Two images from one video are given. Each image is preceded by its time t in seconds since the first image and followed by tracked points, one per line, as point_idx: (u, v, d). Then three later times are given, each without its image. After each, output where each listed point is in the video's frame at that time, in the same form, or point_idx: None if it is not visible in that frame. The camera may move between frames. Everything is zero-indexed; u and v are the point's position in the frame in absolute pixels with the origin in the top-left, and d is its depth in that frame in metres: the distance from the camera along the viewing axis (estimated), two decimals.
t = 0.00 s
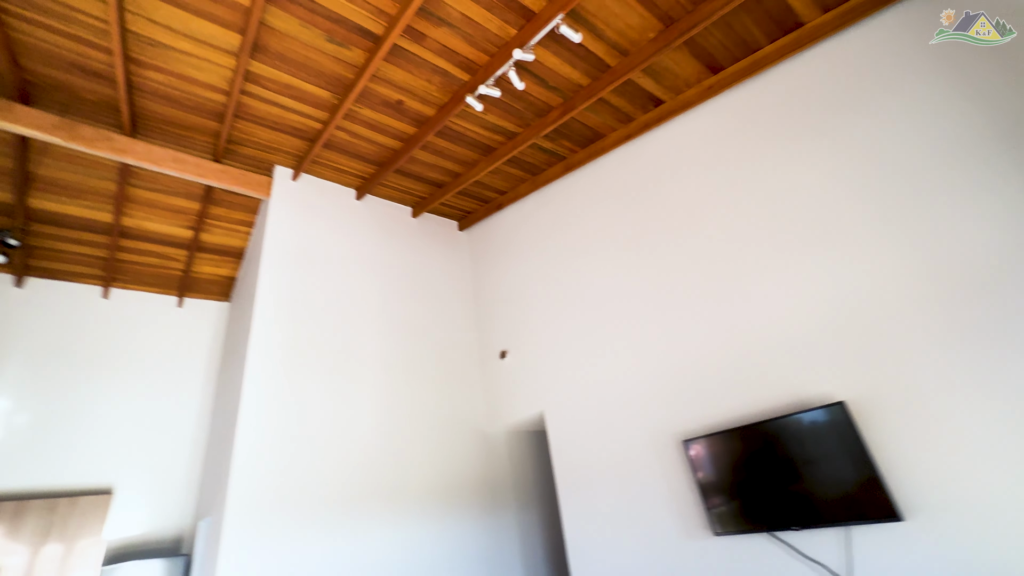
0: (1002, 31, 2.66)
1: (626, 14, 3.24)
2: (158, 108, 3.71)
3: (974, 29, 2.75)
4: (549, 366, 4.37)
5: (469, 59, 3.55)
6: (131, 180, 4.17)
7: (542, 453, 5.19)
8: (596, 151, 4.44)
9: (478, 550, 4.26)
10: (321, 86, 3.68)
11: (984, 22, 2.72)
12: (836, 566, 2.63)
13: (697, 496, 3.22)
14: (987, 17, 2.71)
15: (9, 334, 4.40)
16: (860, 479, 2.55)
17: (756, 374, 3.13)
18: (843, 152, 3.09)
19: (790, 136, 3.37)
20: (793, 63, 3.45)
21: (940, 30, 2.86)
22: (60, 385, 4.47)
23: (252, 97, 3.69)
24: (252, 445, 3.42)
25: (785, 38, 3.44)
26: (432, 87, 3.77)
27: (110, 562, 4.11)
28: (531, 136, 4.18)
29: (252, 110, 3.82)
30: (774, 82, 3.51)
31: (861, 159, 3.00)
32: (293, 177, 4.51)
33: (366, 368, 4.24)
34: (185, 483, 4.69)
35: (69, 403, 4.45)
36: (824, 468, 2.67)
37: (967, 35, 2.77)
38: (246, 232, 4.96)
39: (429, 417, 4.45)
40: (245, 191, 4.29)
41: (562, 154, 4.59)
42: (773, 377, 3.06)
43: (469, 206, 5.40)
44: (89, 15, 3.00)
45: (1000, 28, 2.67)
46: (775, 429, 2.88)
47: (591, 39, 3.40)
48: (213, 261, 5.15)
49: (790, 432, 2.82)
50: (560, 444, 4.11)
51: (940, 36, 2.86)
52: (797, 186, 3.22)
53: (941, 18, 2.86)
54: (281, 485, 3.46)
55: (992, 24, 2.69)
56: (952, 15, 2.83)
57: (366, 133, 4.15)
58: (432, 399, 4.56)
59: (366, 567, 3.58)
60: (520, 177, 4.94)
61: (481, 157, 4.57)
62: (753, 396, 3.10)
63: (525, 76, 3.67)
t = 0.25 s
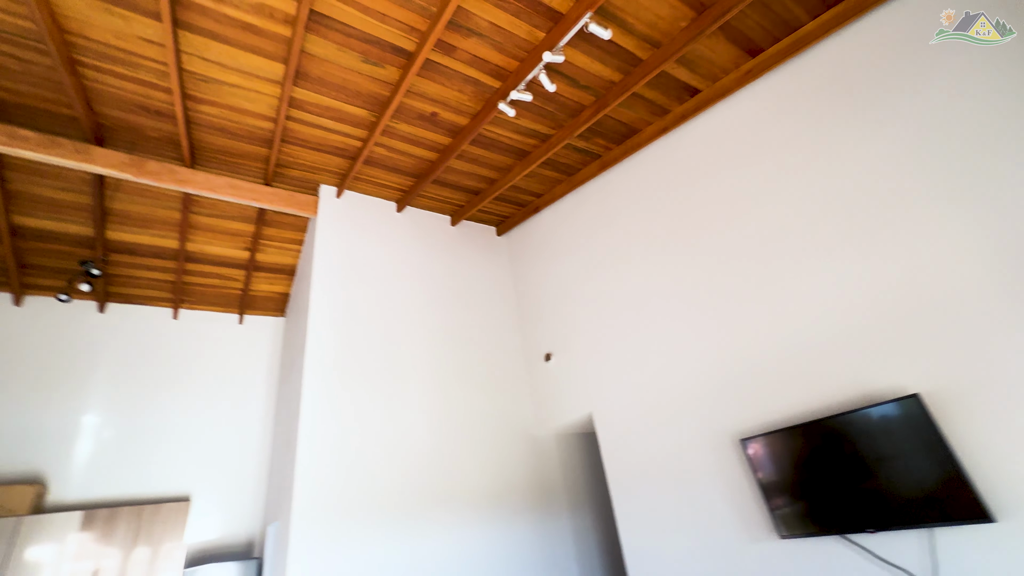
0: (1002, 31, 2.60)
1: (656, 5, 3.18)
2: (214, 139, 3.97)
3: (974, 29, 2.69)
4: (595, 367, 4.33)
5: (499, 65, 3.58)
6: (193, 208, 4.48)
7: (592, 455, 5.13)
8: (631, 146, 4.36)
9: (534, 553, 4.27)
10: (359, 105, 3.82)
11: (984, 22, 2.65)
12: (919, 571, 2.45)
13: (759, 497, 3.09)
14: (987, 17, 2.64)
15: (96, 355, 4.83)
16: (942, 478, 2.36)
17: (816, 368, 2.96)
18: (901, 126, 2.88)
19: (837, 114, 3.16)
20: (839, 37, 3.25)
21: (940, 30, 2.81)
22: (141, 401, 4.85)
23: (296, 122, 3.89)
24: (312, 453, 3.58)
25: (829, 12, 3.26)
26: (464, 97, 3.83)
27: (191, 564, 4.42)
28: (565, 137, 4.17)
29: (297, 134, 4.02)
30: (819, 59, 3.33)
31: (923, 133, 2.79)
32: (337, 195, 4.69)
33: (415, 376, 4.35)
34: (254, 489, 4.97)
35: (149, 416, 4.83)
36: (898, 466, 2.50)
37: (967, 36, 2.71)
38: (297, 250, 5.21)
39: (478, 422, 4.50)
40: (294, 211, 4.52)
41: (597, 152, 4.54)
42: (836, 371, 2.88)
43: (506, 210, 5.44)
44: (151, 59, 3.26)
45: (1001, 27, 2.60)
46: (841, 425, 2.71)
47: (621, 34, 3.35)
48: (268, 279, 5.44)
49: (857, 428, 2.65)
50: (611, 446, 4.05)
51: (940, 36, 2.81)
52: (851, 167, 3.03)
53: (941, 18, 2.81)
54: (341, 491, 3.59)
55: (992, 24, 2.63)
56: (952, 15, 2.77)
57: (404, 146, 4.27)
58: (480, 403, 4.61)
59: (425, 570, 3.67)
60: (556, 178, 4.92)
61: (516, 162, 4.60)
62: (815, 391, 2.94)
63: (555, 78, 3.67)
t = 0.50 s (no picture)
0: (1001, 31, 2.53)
1: None
2: (269, 161, 4.22)
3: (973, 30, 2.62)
4: (646, 363, 4.24)
5: (534, 66, 3.59)
6: (254, 227, 4.78)
7: (648, 453, 5.03)
8: (673, 135, 4.24)
9: (593, 553, 4.24)
10: (400, 117, 3.94)
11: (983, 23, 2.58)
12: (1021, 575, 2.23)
13: (831, 495, 2.92)
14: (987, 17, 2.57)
15: (176, 367, 5.25)
16: None
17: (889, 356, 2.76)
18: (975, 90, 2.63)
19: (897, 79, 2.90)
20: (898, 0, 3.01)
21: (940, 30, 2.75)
22: (217, 408, 5.22)
23: (342, 138, 4.07)
24: (372, 455, 3.73)
25: None
26: (501, 100, 3.87)
27: (269, 560, 4.71)
28: (603, 131, 4.11)
29: (344, 150, 4.20)
30: (875, 26, 3.08)
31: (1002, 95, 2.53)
32: (383, 205, 4.85)
33: (465, 378, 4.42)
34: (320, 490, 5.23)
35: (224, 423, 5.19)
36: (990, 461, 2.29)
37: (967, 36, 2.64)
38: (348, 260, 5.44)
39: (530, 422, 4.52)
40: (344, 223, 4.71)
41: (637, 144, 4.46)
42: (912, 360, 2.67)
43: (547, 209, 5.43)
44: (211, 92, 3.51)
45: (1001, 27, 2.54)
46: (921, 417, 2.52)
47: (657, 21, 3.28)
48: (324, 290, 5.71)
49: (940, 420, 2.45)
50: (667, 443, 3.96)
51: (940, 36, 2.75)
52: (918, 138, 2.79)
53: (941, 18, 2.75)
54: (401, 491, 3.72)
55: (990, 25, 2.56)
56: (952, 15, 2.71)
57: (444, 154, 4.36)
58: (531, 403, 4.63)
59: (485, 568, 3.73)
60: (596, 174, 4.87)
61: (555, 160, 4.58)
62: (889, 381, 2.74)
63: (591, 73, 3.64)
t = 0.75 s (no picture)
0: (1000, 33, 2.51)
1: None
2: (318, 174, 4.43)
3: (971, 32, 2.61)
4: (698, 356, 4.12)
5: (569, 61, 3.57)
6: (307, 238, 5.03)
7: (704, 449, 4.88)
8: (716, 120, 4.08)
9: (651, 551, 4.18)
10: (438, 123, 4.02)
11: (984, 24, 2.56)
12: None
13: (908, 491, 2.73)
14: (987, 17, 2.56)
15: (243, 374, 5.60)
16: None
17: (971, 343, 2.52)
18: None
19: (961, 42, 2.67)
20: None
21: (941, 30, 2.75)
22: (281, 411, 5.53)
23: (385, 148, 4.20)
24: (427, 453, 3.83)
25: None
26: (537, 98, 3.87)
27: (335, 555, 4.94)
28: (642, 121, 4.03)
29: (387, 159, 4.34)
30: None
31: None
32: (426, 210, 4.97)
33: (514, 377, 4.46)
34: (379, 488, 5.43)
35: (288, 425, 5.49)
36: None
37: (967, 36, 2.63)
38: (395, 266, 5.61)
39: (580, 419, 4.50)
40: (389, 230, 4.86)
41: (679, 131, 4.33)
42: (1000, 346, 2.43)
43: (587, 204, 5.38)
44: (263, 113, 3.72)
45: (1001, 27, 2.52)
46: (1011, 407, 2.30)
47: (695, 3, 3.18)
48: (373, 296, 5.92)
49: None
50: (724, 439, 3.83)
51: (940, 36, 2.75)
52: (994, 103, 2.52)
53: (941, 18, 2.74)
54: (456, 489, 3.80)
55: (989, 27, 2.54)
56: (952, 15, 2.70)
57: (482, 156, 4.41)
58: (580, 401, 4.60)
59: (542, 564, 3.76)
60: (637, 165, 4.77)
61: (594, 154, 4.53)
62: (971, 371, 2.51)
63: (628, 63, 3.58)
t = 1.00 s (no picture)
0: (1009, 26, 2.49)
1: None
2: (363, 181, 4.59)
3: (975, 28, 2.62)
4: (752, 347, 3.96)
5: (605, 51, 3.52)
6: (355, 244, 5.23)
7: (762, 443, 4.70)
8: (763, 99, 3.89)
9: (709, 548, 4.07)
10: (476, 124, 4.07)
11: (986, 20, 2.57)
12: None
13: (997, 488, 2.52)
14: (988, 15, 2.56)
15: (302, 375, 5.90)
16: None
17: None
18: None
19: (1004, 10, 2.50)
20: None
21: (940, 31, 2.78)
22: (338, 411, 5.79)
23: (426, 152, 4.30)
24: (478, 450, 3.90)
25: None
26: (574, 92, 3.84)
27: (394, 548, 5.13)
28: (683, 107, 3.91)
29: (427, 163, 4.43)
30: None
31: None
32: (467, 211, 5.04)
33: (561, 373, 4.45)
34: (433, 484, 5.59)
35: (345, 423, 5.73)
36: None
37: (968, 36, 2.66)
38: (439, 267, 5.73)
39: (630, 415, 4.44)
40: (432, 232, 4.97)
41: (722, 114, 4.17)
42: None
43: (629, 196, 5.28)
44: (311, 127, 3.90)
45: (1001, 27, 2.53)
46: None
47: None
48: (420, 297, 6.08)
49: None
50: (784, 433, 3.67)
51: (940, 36, 2.79)
52: None
53: (941, 18, 2.77)
54: (509, 484, 3.84)
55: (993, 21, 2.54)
56: (952, 15, 2.72)
57: (520, 153, 4.43)
58: (629, 396, 4.53)
59: (597, 560, 3.75)
60: (679, 152, 4.63)
61: (633, 145, 4.44)
62: None
63: (666, 48, 3.48)
